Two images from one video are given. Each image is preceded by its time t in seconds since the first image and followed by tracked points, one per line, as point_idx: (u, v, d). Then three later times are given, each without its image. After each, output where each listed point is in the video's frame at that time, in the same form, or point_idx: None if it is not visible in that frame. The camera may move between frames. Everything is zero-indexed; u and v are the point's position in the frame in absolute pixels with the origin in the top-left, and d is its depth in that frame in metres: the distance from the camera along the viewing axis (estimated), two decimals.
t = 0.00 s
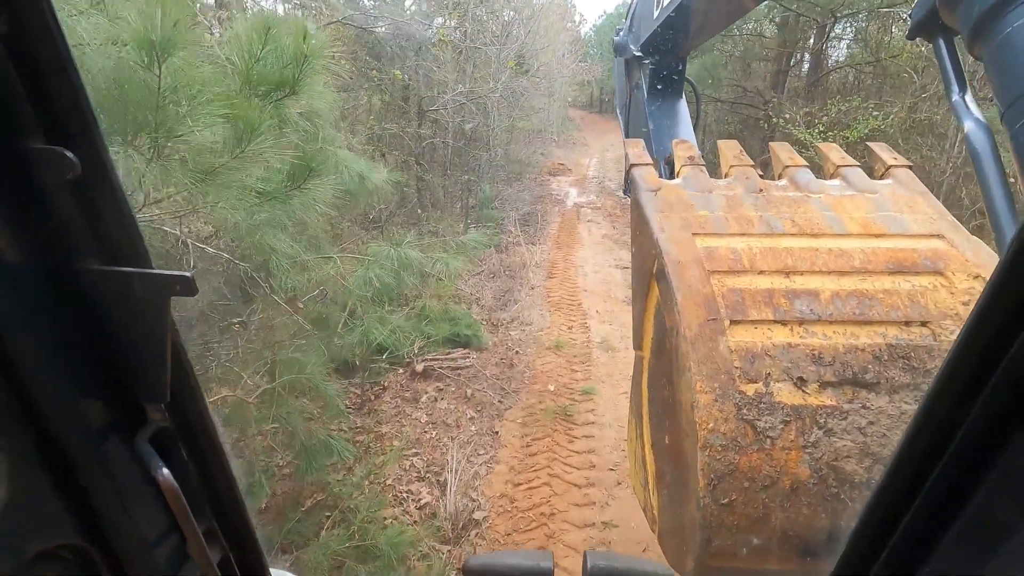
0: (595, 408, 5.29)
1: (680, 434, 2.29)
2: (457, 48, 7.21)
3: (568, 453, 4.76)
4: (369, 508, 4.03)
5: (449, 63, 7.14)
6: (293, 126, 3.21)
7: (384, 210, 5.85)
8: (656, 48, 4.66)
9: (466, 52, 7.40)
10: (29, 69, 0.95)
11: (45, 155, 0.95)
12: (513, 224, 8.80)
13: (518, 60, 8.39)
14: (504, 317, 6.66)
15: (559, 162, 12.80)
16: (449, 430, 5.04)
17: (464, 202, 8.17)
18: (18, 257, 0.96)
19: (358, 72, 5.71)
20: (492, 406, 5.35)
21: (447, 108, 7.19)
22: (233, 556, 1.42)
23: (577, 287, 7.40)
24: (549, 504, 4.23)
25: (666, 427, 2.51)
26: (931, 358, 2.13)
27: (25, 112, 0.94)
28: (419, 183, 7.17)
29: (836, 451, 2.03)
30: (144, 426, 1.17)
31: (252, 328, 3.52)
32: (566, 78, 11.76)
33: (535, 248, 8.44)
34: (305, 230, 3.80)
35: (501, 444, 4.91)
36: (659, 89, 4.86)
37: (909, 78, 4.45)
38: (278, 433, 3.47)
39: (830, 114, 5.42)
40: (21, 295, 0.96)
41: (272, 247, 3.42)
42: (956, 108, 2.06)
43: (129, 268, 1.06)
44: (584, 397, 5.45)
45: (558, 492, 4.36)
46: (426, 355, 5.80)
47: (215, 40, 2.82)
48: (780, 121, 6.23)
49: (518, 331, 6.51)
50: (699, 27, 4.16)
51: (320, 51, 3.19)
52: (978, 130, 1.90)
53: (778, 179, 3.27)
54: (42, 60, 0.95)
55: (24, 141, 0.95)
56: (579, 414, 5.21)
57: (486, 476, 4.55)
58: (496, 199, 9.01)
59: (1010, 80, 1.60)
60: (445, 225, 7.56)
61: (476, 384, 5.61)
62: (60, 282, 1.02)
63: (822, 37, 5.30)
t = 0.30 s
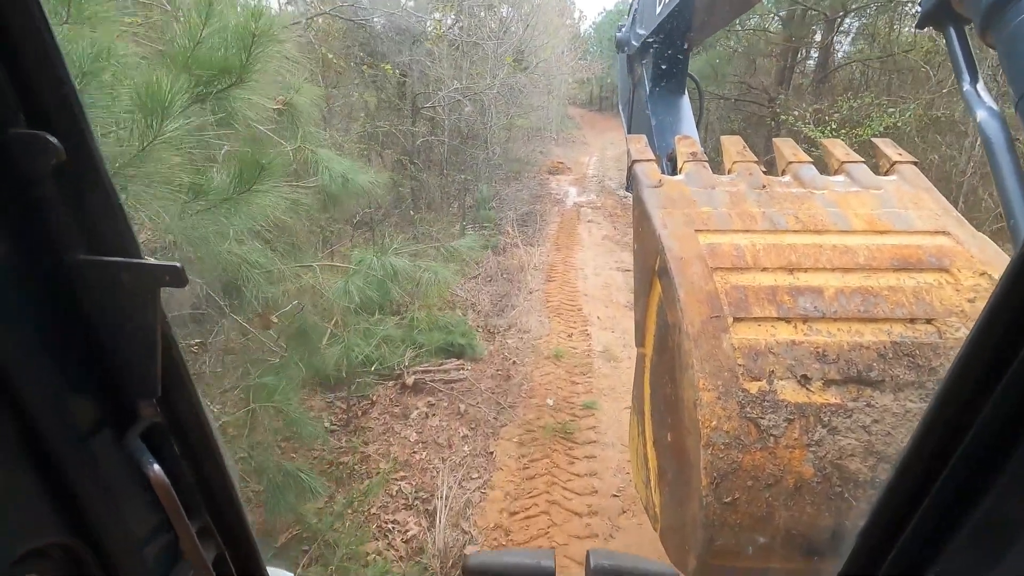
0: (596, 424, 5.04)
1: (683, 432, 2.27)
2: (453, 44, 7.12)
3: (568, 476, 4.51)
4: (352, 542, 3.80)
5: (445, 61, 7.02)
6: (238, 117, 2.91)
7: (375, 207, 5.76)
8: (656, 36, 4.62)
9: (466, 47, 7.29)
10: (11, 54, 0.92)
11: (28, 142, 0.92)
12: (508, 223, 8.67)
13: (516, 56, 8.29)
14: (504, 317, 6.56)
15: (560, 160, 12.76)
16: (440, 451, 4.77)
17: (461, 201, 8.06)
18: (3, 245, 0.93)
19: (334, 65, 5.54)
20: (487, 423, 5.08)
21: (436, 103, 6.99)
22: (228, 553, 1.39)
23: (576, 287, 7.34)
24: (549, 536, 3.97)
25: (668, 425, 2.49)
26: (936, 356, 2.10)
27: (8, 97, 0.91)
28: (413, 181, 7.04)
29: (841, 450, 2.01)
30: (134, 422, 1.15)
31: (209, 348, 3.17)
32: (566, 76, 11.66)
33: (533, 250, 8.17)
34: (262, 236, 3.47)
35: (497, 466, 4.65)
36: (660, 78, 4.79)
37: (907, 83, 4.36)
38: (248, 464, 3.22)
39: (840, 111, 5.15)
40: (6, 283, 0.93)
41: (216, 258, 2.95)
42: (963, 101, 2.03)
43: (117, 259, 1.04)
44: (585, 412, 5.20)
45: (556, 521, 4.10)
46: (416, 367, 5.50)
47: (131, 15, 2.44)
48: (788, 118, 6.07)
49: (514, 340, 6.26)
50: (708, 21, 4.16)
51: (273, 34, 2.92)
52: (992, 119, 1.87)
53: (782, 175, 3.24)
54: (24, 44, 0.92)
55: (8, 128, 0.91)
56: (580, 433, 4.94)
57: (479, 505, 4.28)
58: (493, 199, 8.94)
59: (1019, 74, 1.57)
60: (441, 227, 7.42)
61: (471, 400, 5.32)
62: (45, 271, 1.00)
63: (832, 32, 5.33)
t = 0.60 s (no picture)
0: (598, 445, 4.76)
1: (682, 432, 2.29)
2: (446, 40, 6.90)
3: (567, 504, 4.21)
4: None
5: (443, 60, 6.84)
6: (168, 118, 2.51)
7: (366, 210, 5.66)
8: (663, 41, 4.63)
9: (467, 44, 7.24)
10: (22, 63, 0.94)
11: (40, 151, 0.95)
12: (504, 227, 8.61)
13: (513, 54, 8.22)
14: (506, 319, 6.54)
15: (559, 159, 12.76)
16: (431, 475, 4.47)
17: (457, 203, 7.96)
18: (8, 247, 0.95)
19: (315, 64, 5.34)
20: (483, 445, 4.79)
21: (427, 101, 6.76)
22: (234, 554, 1.42)
23: (576, 290, 7.34)
24: None
25: (668, 425, 2.51)
26: (934, 357, 2.12)
27: (19, 105, 0.94)
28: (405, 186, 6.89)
29: (839, 450, 2.03)
30: (141, 423, 1.17)
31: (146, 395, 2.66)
32: (565, 75, 11.60)
33: (532, 254, 8.15)
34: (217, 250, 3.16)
35: (491, 493, 4.35)
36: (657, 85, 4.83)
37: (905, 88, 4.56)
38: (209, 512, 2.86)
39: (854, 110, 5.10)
40: (13, 284, 0.96)
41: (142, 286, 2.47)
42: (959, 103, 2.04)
43: (124, 264, 1.06)
44: (586, 431, 4.93)
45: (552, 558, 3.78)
46: (407, 385, 5.20)
47: None
48: (798, 117, 6.10)
49: (511, 350, 6.06)
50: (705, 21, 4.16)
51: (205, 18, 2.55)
52: (984, 124, 1.89)
53: (781, 176, 3.25)
54: (33, 55, 0.94)
55: (18, 137, 0.94)
56: (582, 454, 4.65)
57: (470, 538, 3.98)
58: (491, 201, 8.90)
59: (1013, 77, 1.59)
60: (435, 232, 7.29)
61: (464, 419, 5.03)
62: (53, 274, 1.02)
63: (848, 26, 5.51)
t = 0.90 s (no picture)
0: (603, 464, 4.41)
1: (683, 428, 2.28)
2: (441, 34, 6.81)
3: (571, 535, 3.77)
4: None
5: (440, 56, 6.78)
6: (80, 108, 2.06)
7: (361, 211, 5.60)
8: (664, 27, 4.63)
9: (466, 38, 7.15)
10: (16, 54, 0.93)
11: (35, 144, 0.93)
12: (503, 227, 8.57)
13: (513, 49, 8.13)
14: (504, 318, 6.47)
15: (559, 158, 12.72)
16: (421, 501, 4.02)
17: (455, 202, 7.89)
18: (5, 240, 0.94)
19: (303, 61, 5.25)
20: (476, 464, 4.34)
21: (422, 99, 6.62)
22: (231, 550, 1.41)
23: (576, 290, 7.32)
24: None
25: (668, 421, 2.50)
26: (936, 352, 2.11)
27: (13, 96, 0.92)
28: (401, 188, 6.83)
29: (840, 446, 2.02)
30: (139, 419, 1.16)
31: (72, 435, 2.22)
32: (565, 71, 11.51)
33: (531, 256, 8.12)
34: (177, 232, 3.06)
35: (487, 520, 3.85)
36: (657, 76, 4.79)
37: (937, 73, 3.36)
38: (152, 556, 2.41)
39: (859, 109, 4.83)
40: (11, 277, 0.94)
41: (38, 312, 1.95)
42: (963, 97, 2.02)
43: (121, 258, 1.05)
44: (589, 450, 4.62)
45: None
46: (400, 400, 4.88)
47: None
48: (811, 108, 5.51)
49: (509, 360, 5.78)
50: (706, 9, 4.14)
51: None
52: (989, 117, 1.87)
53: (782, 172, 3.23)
54: (30, 47, 0.93)
55: (13, 128, 0.93)
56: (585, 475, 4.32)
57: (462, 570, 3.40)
58: (489, 199, 8.85)
59: (1019, 67, 1.57)
60: (431, 235, 7.21)
61: (459, 439, 4.63)
62: (49, 269, 1.01)
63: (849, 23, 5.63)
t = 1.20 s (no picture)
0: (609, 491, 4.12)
1: (682, 426, 2.29)
2: (437, 31, 6.77)
3: None
4: None
5: (437, 54, 6.76)
6: None
7: (353, 213, 5.56)
8: (659, 29, 4.62)
9: (465, 35, 7.10)
10: (12, 57, 0.93)
11: (33, 147, 0.93)
12: (501, 229, 8.55)
13: (512, 46, 8.09)
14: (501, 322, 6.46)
15: (560, 156, 12.69)
16: (409, 534, 3.65)
17: (453, 202, 7.86)
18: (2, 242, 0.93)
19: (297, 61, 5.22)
20: (471, 492, 4.05)
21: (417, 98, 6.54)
22: (231, 548, 1.41)
23: (576, 291, 7.31)
24: None
25: (668, 419, 2.50)
26: (935, 351, 2.12)
27: (11, 100, 0.92)
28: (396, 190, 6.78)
29: (839, 444, 2.02)
30: (139, 419, 1.16)
31: None
32: (564, 69, 11.47)
33: (531, 258, 8.10)
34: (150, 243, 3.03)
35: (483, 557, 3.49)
36: (654, 77, 4.81)
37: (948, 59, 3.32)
38: None
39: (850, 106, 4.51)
40: (9, 277, 0.94)
41: None
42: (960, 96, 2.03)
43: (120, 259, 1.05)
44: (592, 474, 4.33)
45: None
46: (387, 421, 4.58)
47: None
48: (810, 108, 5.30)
49: (506, 372, 5.69)
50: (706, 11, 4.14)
51: None
52: (986, 116, 1.87)
53: (782, 170, 3.23)
54: (26, 50, 0.93)
55: (11, 132, 0.93)
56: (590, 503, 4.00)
57: None
58: (488, 200, 8.83)
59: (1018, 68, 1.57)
60: (425, 239, 7.14)
61: (452, 463, 4.34)
62: (49, 271, 1.01)
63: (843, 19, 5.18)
